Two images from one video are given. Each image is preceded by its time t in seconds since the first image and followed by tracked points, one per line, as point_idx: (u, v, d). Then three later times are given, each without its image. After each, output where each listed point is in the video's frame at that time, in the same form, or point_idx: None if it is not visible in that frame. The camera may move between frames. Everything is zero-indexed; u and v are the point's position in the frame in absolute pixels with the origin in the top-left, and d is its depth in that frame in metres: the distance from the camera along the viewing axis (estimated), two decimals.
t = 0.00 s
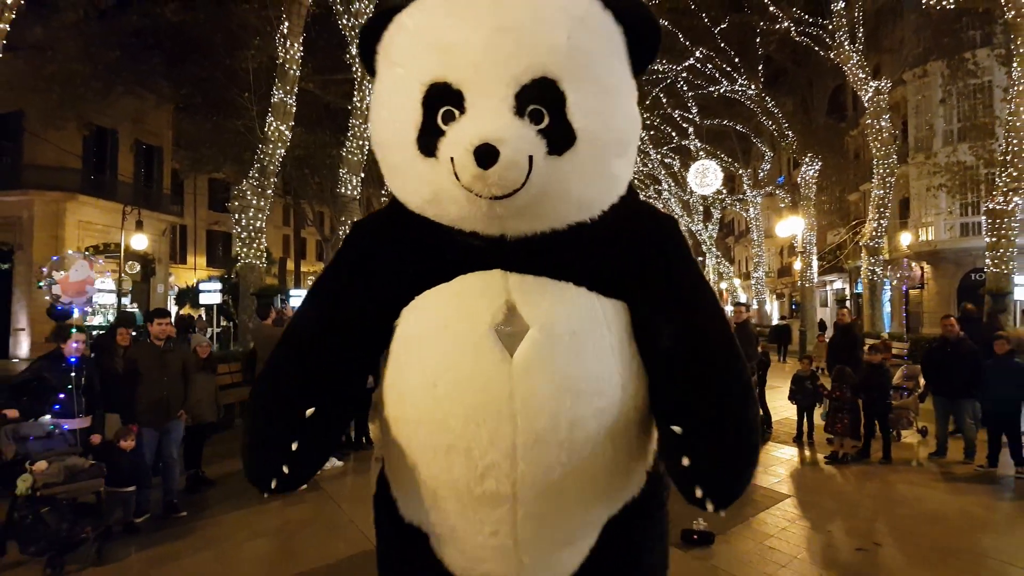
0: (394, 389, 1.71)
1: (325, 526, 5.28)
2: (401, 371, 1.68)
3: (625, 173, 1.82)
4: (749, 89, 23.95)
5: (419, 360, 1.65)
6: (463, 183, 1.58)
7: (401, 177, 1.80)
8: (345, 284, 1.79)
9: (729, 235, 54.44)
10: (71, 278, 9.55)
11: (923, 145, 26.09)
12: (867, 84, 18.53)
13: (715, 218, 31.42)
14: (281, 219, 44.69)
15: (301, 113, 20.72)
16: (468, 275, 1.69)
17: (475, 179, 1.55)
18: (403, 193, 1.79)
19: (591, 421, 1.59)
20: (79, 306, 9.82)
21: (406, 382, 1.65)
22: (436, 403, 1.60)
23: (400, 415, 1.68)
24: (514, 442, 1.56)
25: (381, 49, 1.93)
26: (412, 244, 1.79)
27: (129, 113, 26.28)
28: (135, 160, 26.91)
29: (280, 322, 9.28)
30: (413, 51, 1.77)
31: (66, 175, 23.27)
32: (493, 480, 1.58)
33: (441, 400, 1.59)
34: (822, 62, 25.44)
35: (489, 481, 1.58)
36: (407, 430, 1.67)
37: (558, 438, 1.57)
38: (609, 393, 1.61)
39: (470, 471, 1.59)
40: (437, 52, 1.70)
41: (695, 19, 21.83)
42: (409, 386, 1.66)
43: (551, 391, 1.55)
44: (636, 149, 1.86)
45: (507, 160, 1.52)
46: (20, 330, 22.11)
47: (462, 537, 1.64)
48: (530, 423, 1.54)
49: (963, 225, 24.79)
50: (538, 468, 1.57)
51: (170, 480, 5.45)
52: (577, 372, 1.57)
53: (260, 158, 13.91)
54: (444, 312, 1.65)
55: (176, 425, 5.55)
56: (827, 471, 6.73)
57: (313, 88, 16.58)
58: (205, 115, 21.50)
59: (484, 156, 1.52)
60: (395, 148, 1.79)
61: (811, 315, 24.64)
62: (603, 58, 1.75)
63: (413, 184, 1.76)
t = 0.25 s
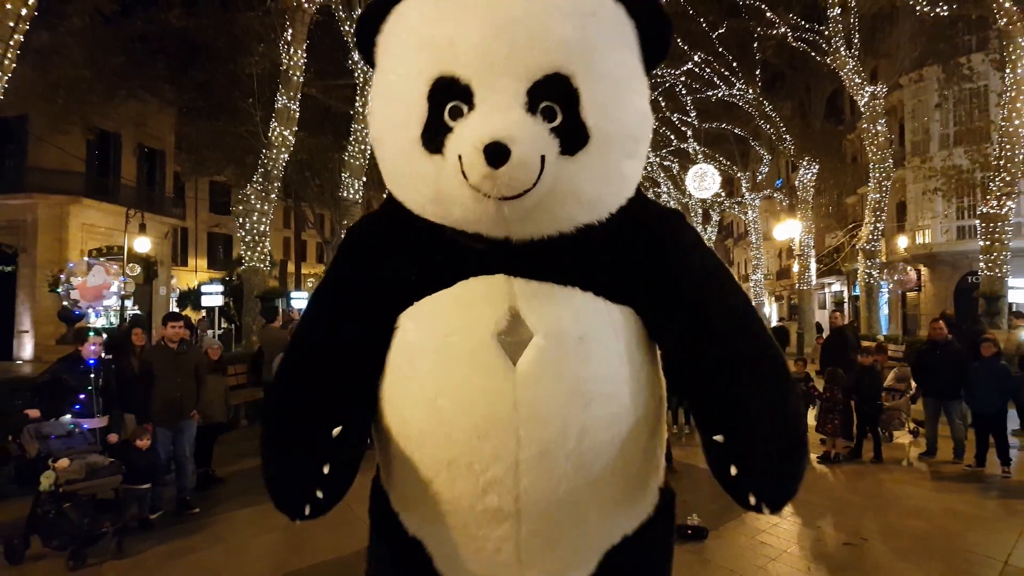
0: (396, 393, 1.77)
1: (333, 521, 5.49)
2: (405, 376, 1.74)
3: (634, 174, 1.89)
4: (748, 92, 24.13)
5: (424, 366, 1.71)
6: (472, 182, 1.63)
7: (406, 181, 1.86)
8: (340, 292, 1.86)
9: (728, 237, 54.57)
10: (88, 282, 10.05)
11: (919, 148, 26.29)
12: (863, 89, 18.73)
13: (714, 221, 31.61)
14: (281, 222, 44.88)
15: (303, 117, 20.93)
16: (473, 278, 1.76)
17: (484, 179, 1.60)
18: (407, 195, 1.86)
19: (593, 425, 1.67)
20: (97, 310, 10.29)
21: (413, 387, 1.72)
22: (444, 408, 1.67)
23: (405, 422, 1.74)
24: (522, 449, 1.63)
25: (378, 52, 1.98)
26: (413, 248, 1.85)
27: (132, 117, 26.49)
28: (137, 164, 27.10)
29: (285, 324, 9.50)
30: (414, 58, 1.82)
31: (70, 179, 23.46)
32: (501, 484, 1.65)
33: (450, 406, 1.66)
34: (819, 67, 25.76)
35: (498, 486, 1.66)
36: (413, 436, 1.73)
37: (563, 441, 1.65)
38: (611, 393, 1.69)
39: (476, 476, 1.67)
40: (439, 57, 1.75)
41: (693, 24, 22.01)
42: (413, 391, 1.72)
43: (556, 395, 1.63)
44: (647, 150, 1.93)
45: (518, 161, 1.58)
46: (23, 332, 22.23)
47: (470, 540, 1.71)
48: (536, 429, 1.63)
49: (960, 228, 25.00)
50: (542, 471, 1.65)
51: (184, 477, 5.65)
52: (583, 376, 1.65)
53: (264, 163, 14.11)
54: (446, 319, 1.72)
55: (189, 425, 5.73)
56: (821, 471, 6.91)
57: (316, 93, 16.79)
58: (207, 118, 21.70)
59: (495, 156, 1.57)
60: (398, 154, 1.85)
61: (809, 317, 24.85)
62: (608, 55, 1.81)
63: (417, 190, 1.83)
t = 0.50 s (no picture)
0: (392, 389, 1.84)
1: (341, 519, 5.70)
2: (402, 375, 1.83)
3: (639, 172, 1.99)
4: (744, 100, 24.40)
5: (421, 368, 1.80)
6: (468, 174, 1.72)
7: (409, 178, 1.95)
8: (333, 291, 1.95)
9: (725, 242, 54.85)
10: (108, 289, 10.73)
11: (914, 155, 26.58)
12: (858, 97, 18.96)
13: (712, 226, 31.84)
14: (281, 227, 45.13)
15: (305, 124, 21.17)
16: (471, 279, 1.84)
17: (481, 169, 1.69)
18: (407, 189, 1.95)
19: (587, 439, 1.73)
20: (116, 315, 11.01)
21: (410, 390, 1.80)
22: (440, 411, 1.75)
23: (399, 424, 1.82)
24: (515, 460, 1.70)
25: (380, 54, 2.08)
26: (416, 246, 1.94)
27: (135, 123, 26.73)
28: (140, 170, 27.32)
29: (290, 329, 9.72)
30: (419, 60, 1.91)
31: (74, 185, 23.68)
32: (491, 496, 1.73)
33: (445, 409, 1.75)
34: (815, 75, 26.05)
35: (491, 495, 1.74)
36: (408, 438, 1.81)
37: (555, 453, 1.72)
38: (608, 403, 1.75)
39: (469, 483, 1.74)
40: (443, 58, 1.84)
41: (690, 32, 22.19)
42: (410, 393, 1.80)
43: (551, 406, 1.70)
44: (652, 149, 2.04)
45: (516, 150, 1.67)
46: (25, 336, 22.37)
47: (457, 544, 1.79)
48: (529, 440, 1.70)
49: (953, 233, 25.25)
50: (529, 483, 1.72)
51: (196, 477, 5.87)
52: (580, 383, 1.72)
53: (268, 170, 14.31)
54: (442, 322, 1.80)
55: (201, 426, 6.02)
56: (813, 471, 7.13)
57: (318, 101, 17.03)
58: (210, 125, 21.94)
59: (491, 145, 1.66)
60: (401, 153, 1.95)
61: (804, 322, 25.11)
62: (611, 51, 1.89)
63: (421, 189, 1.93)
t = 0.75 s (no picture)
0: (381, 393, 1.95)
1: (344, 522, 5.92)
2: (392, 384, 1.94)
3: (632, 170, 2.16)
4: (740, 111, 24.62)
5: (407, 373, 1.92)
6: (458, 186, 1.85)
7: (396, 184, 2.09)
8: (325, 294, 2.07)
9: (722, 251, 55.03)
10: (122, 301, 11.11)
11: (909, 166, 26.83)
12: (851, 109, 19.16)
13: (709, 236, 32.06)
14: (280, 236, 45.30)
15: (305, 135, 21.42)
16: (465, 288, 1.97)
17: (469, 182, 1.81)
18: (393, 202, 2.09)
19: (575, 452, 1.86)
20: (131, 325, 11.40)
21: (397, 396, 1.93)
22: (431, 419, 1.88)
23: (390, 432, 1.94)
24: (514, 475, 1.83)
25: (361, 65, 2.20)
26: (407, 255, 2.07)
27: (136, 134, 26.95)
28: (141, 180, 27.53)
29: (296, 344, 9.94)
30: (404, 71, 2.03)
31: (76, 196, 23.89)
32: (491, 512, 1.86)
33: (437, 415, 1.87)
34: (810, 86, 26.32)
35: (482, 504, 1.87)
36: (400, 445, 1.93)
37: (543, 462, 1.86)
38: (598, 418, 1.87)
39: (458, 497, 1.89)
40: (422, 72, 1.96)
41: (686, 45, 22.36)
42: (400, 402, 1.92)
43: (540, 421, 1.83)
44: (644, 143, 2.20)
45: (505, 160, 1.79)
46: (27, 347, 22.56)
47: (453, 554, 1.93)
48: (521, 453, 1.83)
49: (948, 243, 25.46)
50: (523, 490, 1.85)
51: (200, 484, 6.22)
52: (586, 394, 1.86)
53: (269, 182, 14.52)
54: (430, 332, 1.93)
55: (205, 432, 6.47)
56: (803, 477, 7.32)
57: (319, 113, 17.29)
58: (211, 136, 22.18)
59: (481, 158, 1.78)
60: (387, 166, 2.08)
61: (800, 331, 25.32)
62: (595, 46, 2.05)
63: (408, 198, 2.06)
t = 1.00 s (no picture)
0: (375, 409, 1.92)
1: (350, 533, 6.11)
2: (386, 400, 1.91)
3: (640, 206, 2.13)
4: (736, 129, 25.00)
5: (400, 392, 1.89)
6: (468, 199, 1.83)
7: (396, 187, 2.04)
8: (317, 315, 2.02)
9: (720, 266, 55.36)
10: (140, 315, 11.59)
11: (903, 183, 27.17)
12: (845, 128, 19.46)
13: (707, 251, 32.33)
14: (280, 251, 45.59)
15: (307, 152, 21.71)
16: (463, 309, 1.93)
17: (481, 194, 1.79)
18: (396, 216, 2.05)
19: (572, 482, 1.86)
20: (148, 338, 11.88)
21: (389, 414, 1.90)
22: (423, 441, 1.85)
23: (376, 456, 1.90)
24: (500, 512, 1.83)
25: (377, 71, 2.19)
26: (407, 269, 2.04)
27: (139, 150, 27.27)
28: (144, 196, 27.82)
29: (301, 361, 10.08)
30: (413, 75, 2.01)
31: (80, 211, 24.17)
32: (473, 549, 1.84)
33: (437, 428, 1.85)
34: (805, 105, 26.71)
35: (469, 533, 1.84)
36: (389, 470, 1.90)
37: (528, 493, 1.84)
38: (597, 450, 1.89)
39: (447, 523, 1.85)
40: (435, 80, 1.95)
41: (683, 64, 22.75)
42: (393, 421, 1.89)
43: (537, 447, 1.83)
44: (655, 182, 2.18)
45: (519, 176, 1.78)
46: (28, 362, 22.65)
47: None
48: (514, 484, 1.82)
49: (942, 260, 25.75)
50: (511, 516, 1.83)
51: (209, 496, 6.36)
52: (581, 428, 1.88)
53: (274, 199, 14.77)
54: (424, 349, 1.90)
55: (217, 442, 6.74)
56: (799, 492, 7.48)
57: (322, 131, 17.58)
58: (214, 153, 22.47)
59: (496, 170, 1.77)
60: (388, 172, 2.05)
61: (796, 346, 25.56)
62: (617, 76, 2.06)
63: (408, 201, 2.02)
